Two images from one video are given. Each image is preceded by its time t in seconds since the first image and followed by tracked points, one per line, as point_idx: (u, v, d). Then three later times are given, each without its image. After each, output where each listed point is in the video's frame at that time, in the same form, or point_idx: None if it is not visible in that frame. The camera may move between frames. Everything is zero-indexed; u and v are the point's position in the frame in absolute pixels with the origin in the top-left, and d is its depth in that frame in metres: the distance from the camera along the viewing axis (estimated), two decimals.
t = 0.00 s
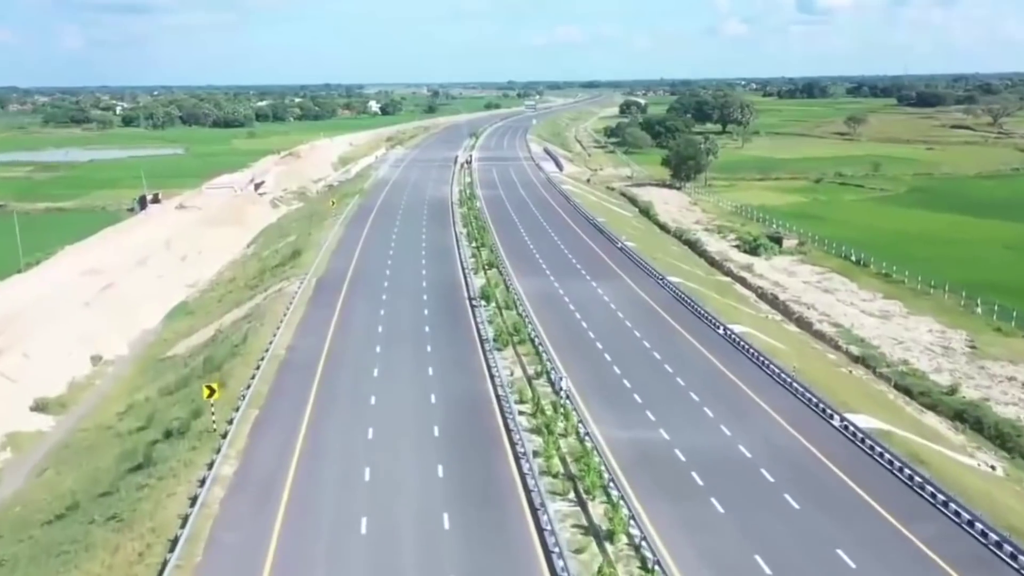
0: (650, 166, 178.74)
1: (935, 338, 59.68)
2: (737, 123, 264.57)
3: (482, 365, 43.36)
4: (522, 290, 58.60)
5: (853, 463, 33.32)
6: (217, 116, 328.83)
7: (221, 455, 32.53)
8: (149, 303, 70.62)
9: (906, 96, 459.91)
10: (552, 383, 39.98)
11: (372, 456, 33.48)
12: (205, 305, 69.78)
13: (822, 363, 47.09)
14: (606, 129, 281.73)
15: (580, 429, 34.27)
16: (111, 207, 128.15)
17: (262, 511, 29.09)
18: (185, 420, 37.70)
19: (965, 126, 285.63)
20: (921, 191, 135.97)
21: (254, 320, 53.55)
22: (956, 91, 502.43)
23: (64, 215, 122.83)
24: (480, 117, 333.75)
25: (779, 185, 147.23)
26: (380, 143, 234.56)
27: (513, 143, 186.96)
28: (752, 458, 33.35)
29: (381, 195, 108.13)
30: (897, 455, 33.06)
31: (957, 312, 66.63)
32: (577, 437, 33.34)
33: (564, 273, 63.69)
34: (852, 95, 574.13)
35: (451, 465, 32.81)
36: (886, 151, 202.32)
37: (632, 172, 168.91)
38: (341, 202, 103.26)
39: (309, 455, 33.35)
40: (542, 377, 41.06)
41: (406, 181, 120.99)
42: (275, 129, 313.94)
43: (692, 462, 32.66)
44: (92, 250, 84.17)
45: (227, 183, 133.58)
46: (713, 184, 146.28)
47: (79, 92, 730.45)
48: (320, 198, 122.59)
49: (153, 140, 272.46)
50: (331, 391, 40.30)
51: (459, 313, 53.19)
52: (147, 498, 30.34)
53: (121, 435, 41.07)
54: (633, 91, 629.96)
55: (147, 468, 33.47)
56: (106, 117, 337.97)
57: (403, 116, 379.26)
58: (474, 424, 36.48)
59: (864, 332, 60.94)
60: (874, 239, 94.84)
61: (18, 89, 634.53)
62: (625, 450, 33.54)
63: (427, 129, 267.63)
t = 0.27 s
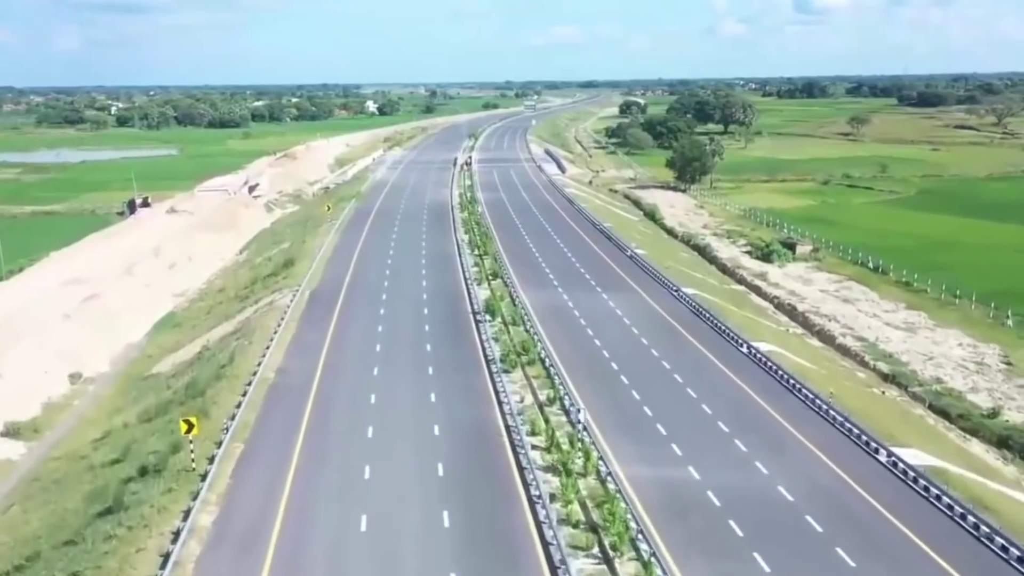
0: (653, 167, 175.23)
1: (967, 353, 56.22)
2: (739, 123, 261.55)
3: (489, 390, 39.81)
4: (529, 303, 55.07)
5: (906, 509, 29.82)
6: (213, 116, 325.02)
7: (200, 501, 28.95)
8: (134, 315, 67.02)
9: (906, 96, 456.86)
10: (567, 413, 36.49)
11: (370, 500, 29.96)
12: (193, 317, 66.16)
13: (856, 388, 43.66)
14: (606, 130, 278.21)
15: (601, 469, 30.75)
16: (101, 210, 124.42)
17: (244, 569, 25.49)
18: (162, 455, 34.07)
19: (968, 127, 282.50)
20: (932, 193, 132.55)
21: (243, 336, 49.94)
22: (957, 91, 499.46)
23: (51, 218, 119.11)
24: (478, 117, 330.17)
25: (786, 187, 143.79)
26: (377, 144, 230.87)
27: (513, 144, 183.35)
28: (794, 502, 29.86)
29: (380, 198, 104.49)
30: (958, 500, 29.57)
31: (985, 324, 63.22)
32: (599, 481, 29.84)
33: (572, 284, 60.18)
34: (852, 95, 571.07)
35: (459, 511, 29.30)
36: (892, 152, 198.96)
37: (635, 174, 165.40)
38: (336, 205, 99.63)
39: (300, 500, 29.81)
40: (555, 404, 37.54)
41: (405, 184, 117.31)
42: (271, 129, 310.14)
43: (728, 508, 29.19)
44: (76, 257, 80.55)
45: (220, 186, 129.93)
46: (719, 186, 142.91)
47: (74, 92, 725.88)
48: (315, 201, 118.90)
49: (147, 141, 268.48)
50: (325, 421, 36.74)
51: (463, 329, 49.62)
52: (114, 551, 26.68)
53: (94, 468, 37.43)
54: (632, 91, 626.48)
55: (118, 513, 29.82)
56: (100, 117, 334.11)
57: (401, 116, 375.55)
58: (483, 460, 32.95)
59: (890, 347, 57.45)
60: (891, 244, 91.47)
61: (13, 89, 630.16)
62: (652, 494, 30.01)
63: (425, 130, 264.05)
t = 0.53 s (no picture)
0: (644, 169, 172.72)
1: (982, 366, 53.69)
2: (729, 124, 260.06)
3: (485, 413, 36.93)
4: (524, 315, 52.17)
5: (947, 549, 27.09)
6: (197, 117, 320.74)
7: (165, 549, 25.92)
8: (106, 328, 63.85)
9: (894, 96, 456.55)
10: (571, 442, 33.62)
11: (356, 544, 27.01)
12: (169, 328, 63.00)
13: (875, 409, 41.01)
14: (595, 130, 275.83)
15: (612, 507, 27.90)
16: (78, 214, 120.81)
17: None
18: (127, 492, 30.99)
19: (957, 127, 281.53)
20: (928, 195, 130.43)
21: (220, 352, 46.81)
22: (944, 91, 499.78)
23: (26, 222, 115.45)
24: (466, 117, 327.30)
25: (780, 189, 141.54)
26: (363, 145, 227.58)
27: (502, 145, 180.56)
28: (824, 542, 27.13)
29: (367, 202, 101.48)
30: (1004, 541, 26.89)
31: (997, 333, 60.72)
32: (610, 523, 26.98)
33: (569, 294, 57.35)
34: (839, 95, 570.98)
35: (455, 555, 26.39)
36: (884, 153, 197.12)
37: (626, 175, 162.95)
38: (321, 209, 96.56)
39: (278, 545, 26.83)
40: (558, 430, 34.72)
41: (392, 186, 114.25)
42: (256, 130, 306.17)
43: (752, 550, 26.42)
44: (48, 266, 77.26)
45: (202, 189, 126.47)
46: (712, 188, 140.46)
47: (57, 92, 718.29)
48: (300, 204, 115.66)
49: (129, 142, 264.17)
50: (307, 450, 33.76)
51: (455, 343, 46.67)
52: None
53: (54, 502, 34.31)
54: (619, 91, 624.59)
55: (73, 561, 26.73)
56: (82, 117, 329.40)
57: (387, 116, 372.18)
58: (481, 495, 30.07)
59: (901, 359, 54.89)
60: (892, 248, 89.07)
61: None
62: (669, 536, 27.08)
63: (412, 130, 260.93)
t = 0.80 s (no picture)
0: (628, 170, 169.89)
1: (999, 381, 50.79)
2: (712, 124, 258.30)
3: (478, 448, 33.46)
4: (515, 330, 48.66)
5: None
6: (171, 117, 314.83)
7: None
8: (67, 346, 59.88)
9: (873, 96, 456.93)
10: (575, 484, 30.16)
11: None
12: (134, 344, 58.97)
13: (900, 437, 37.86)
14: (576, 130, 272.98)
15: (629, 566, 24.51)
16: (44, 218, 116.00)
17: None
18: (71, 550, 27.15)
19: (937, 127, 281.18)
20: (918, 197, 128.31)
21: (186, 376, 42.95)
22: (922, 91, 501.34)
23: None
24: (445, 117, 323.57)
25: (768, 191, 139.01)
26: (341, 146, 223.28)
27: (483, 146, 177.17)
28: None
29: (346, 206, 97.57)
30: None
31: (1009, 345, 57.91)
32: None
33: (562, 307, 53.90)
34: (818, 95, 571.80)
35: None
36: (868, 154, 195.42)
37: (610, 176, 159.99)
38: (297, 215, 92.60)
39: None
40: (560, 469, 31.23)
41: (372, 189, 110.41)
42: (231, 130, 300.66)
43: None
44: (6, 277, 73.05)
45: (173, 192, 122.02)
46: (699, 190, 137.65)
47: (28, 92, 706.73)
48: (276, 209, 111.58)
49: (101, 143, 258.14)
50: (279, 493, 30.10)
51: (443, 364, 43.05)
52: None
53: None
54: (599, 91, 622.46)
55: None
56: (53, 117, 322.53)
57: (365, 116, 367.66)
58: (478, 548, 26.57)
59: (914, 374, 51.89)
60: (889, 252, 86.38)
61: None
62: None
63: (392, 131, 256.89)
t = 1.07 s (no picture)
0: (628, 171, 167.20)
1: None
2: (710, 125, 256.18)
3: (485, 482, 30.61)
4: (520, 345, 45.76)
5: None
6: (163, 118, 311.77)
7: None
8: (46, 361, 57.05)
9: (870, 96, 454.81)
10: (594, 524, 27.37)
11: None
12: (117, 357, 55.98)
13: (941, 465, 34.97)
14: (573, 130, 270.33)
15: None
16: (29, 222, 112.85)
17: None
18: None
19: (936, 128, 279.07)
20: (925, 199, 125.79)
21: (168, 397, 39.89)
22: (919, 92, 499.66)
23: None
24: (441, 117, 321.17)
25: (771, 193, 136.42)
26: (335, 146, 220.48)
27: (480, 147, 174.31)
28: None
29: (341, 210, 94.51)
30: None
31: None
32: None
33: (569, 319, 51.06)
34: (814, 96, 569.80)
35: None
36: (870, 154, 192.93)
37: (610, 178, 157.26)
38: (290, 219, 89.60)
39: None
40: (576, 507, 28.39)
41: (367, 192, 107.39)
42: (224, 131, 297.45)
43: None
44: None
45: (163, 195, 119.02)
46: (701, 193, 135.04)
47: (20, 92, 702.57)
48: (268, 212, 108.58)
49: (92, 144, 255.09)
50: (267, 535, 27.23)
51: (444, 383, 40.13)
52: None
53: None
54: (594, 92, 620.02)
55: None
56: (44, 117, 319.17)
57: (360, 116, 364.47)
58: None
59: (940, 389, 49.19)
60: (901, 257, 83.80)
61: None
62: None
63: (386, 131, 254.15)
